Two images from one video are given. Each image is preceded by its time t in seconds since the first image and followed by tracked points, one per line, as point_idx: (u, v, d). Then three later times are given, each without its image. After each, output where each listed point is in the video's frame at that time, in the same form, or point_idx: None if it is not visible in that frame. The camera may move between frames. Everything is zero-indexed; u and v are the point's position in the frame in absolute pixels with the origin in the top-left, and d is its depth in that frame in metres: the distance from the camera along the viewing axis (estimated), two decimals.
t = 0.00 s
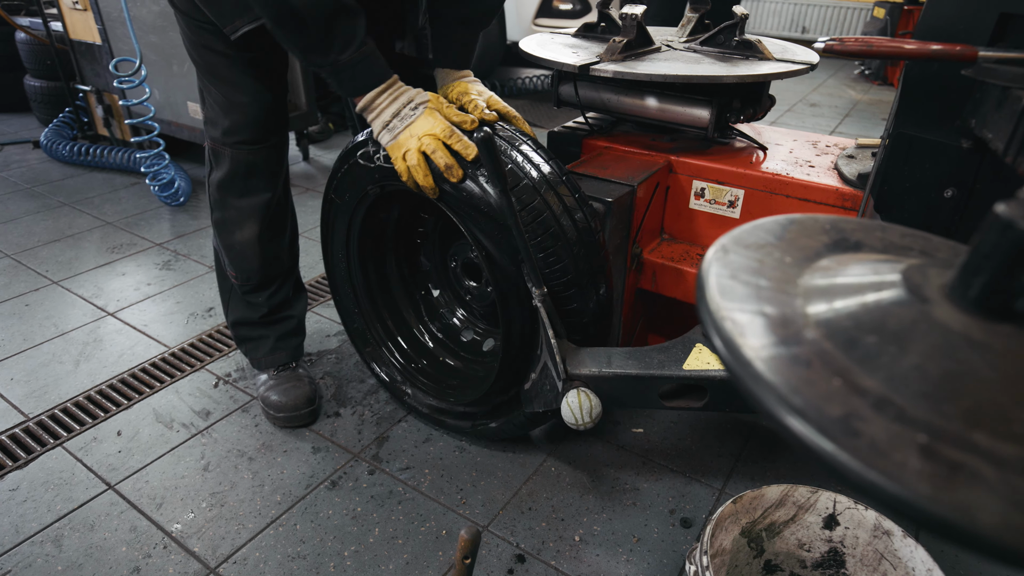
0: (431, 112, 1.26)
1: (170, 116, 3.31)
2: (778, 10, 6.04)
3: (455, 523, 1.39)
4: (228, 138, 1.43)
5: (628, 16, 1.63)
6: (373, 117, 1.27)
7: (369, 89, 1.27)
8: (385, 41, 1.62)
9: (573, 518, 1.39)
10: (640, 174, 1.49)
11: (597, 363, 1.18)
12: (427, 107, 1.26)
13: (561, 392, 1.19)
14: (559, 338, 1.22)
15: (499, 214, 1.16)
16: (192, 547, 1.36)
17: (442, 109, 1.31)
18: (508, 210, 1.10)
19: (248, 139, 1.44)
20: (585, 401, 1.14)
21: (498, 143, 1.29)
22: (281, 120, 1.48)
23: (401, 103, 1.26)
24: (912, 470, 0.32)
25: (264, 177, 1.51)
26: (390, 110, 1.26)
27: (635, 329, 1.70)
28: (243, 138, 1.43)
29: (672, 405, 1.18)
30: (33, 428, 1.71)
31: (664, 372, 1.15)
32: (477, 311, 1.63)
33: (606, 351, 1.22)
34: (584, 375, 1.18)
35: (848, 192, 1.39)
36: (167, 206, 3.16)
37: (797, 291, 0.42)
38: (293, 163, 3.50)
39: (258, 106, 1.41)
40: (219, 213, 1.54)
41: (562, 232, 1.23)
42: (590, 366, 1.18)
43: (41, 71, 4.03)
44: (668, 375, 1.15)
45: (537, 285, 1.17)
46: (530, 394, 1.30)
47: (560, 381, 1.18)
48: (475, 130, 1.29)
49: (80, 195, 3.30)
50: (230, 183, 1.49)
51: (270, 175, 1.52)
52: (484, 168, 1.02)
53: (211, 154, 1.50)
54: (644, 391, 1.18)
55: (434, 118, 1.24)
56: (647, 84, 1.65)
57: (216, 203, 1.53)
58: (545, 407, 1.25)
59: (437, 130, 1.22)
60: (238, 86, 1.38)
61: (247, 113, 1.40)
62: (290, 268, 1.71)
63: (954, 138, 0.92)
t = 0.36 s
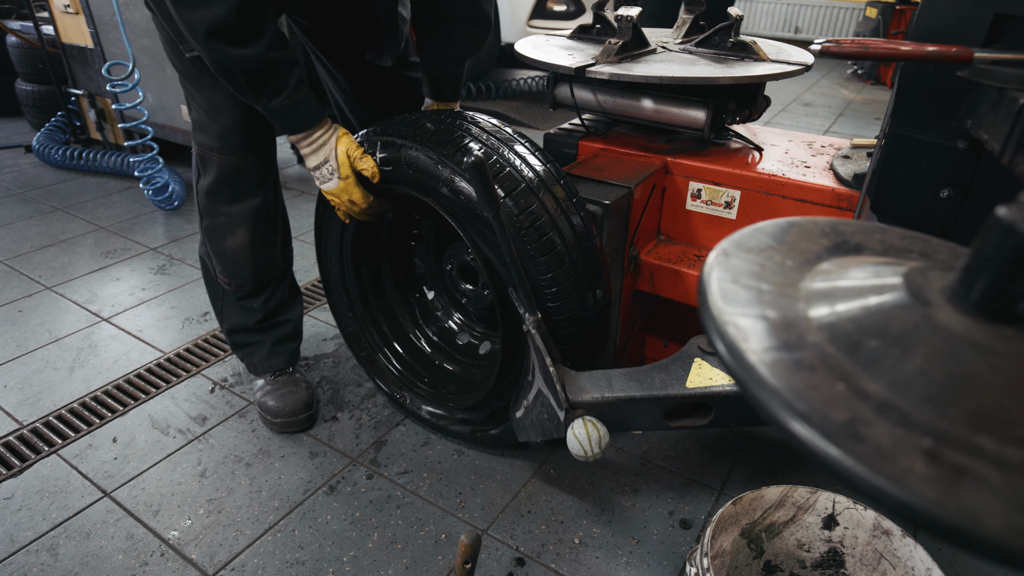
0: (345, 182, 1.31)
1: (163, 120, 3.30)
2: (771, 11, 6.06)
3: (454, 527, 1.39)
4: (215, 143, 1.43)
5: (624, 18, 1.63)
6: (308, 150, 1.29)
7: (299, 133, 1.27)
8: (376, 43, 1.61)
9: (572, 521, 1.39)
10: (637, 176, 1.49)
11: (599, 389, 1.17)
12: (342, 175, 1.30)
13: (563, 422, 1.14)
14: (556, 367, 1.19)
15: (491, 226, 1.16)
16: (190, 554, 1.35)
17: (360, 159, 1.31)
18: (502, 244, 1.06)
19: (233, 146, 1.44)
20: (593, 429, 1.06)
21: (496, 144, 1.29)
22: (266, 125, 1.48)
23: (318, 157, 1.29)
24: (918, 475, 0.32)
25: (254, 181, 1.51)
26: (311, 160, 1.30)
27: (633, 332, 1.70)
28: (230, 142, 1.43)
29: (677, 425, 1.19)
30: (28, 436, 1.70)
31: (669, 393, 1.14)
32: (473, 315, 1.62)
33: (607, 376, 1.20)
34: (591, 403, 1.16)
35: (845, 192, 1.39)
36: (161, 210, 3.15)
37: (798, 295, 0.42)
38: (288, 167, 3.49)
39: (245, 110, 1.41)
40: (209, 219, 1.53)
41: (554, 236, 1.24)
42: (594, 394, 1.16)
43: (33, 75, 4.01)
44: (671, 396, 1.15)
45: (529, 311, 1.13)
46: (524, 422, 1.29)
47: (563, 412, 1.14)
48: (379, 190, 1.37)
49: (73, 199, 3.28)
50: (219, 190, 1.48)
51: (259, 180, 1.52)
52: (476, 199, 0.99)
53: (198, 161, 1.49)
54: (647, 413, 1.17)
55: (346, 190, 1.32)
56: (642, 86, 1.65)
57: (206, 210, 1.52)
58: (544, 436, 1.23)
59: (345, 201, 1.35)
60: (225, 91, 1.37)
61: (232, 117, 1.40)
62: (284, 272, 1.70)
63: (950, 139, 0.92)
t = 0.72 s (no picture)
0: (376, 101, 1.16)
1: (155, 121, 3.28)
2: (762, 10, 6.09)
3: (453, 526, 1.39)
4: (208, 150, 1.42)
5: (618, 18, 1.64)
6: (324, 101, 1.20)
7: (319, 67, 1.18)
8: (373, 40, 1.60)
9: (571, 520, 1.40)
10: (632, 175, 1.50)
11: (605, 414, 1.19)
12: (377, 97, 1.16)
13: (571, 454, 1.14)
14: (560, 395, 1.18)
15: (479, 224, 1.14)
16: (187, 557, 1.34)
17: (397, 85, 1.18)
18: (494, 251, 1.05)
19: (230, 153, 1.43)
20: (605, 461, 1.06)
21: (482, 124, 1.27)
22: (257, 132, 1.48)
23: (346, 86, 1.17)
24: (920, 470, 0.32)
25: (247, 188, 1.50)
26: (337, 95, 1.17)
27: (629, 331, 1.71)
28: (225, 149, 1.42)
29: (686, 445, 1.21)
30: (22, 440, 1.69)
31: (678, 411, 1.16)
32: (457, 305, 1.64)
33: (611, 399, 1.22)
34: (598, 429, 1.17)
35: (839, 191, 1.40)
36: (153, 212, 3.14)
37: (797, 294, 0.42)
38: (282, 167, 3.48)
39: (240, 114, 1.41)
40: (204, 225, 1.52)
41: (543, 222, 1.23)
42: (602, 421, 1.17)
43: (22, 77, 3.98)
44: (680, 414, 1.17)
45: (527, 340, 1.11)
46: (520, 454, 1.27)
47: (570, 441, 1.12)
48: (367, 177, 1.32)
49: (64, 201, 3.26)
50: (214, 196, 1.48)
51: (255, 183, 1.52)
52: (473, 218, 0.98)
53: (191, 167, 1.48)
54: (655, 434, 1.19)
55: (379, 113, 1.15)
56: (637, 85, 1.66)
57: (201, 215, 1.51)
58: (546, 468, 1.21)
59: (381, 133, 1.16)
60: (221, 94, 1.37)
61: (224, 124, 1.40)
62: (280, 275, 1.71)
63: (943, 138, 0.94)
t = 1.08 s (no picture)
0: (432, 119, 1.25)
1: (152, 121, 3.28)
2: (758, 9, 6.11)
3: (455, 526, 1.40)
4: (219, 155, 1.42)
5: (616, 19, 1.65)
6: (371, 118, 1.25)
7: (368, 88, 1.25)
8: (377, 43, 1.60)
9: (572, 519, 1.40)
10: (631, 175, 1.51)
11: (610, 421, 1.18)
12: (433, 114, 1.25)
13: (578, 463, 1.14)
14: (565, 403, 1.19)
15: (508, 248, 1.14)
16: (189, 558, 1.35)
17: (446, 118, 1.30)
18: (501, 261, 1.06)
19: (240, 160, 1.44)
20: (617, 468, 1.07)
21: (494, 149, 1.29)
22: (270, 138, 1.48)
23: (400, 104, 1.25)
24: (927, 470, 0.33)
25: (256, 197, 1.51)
26: (388, 110, 1.24)
27: (629, 332, 1.72)
28: (233, 154, 1.42)
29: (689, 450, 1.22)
30: (22, 441, 1.69)
31: (683, 417, 1.17)
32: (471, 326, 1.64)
33: (616, 406, 1.22)
34: (604, 437, 1.17)
35: (836, 191, 1.41)
36: (151, 212, 3.13)
37: (803, 297, 0.43)
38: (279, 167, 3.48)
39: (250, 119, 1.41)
40: (210, 229, 1.52)
41: (558, 241, 1.24)
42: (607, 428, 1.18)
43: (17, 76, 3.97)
44: (686, 420, 1.18)
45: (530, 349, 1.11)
46: (523, 465, 1.28)
47: (576, 451, 1.13)
48: (376, 193, 1.33)
49: (61, 202, 3.25)
50: (219, 199, 1.48)
51: (262, 190, 1.52)
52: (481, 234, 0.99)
53: (200, 172, 1.48)
54: (660, 440, 1.20)
55: (435, 128, 1.23)
56: (636, 86, 1.67)
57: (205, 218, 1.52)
58: (551, 476, 1.22)
59: (438, 141, 1.20)
60: (224, 97, 1.37)
61: (235, 129, 1.40)
62: (286, 281, 1.72)
63: (940, 139, 0.94)
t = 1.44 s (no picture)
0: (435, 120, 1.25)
1: (150, 122, 3.27)
2: (753, 9, 6.12)
3: (456, 527, 1.40)
4: (222, 158, 1.42)
5: (616, 21, 1.65)
6: (375, 122, 1.26)
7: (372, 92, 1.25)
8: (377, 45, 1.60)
9: (573, 519, 1.41)
10: (631, 177, 1.51)
11: (602, 398, 1.19)
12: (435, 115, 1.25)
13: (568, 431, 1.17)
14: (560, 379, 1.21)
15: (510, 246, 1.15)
16: (191, 559, 1.35)
17: (448, 120, 1.31)
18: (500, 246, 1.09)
19: (243, 163, 1.44)
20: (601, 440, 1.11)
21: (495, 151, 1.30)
22: (273, 142, 1.49)
23: (404, 107, 1.25)
24: (939, 471, 0.34)
25: (258, 200, 1.51)
26: (392, 113, 1.25)
27: (628, 333, 1.72)
28: (236, 158, 1.42)
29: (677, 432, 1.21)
30: (21, 443, 1.69)
31: (672, 399, 1.17)
32: (471, 327, 1.64)
33: (610, 384, 1.23)
34: (595, 412, 1.19)
35: (834, 192, 1.42)
36: (148, 213, 3.12)
37: (811, 298, 0.43)
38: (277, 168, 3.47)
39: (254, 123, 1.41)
40: (212, 231, 1.52)
41: (560, 242, 1.24)
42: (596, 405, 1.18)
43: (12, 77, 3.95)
44: (676, 402, 1.18)
45: (529, 324, 1.16)
46: (524, 434, 1.29)
47: (568, 423, 1.16)
48: (379, 194, 1.33)
49: (58, 203, 3.24)
50: (222, 203, 1.49)
51: (264, 194, 1.52)
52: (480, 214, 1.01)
53: (203, 174, 1.48)
54: (649, 420, 1.20)
55: (438, 129, 1.23)
56: (636, 87, 1.68)
57: (208, 220, 1.52)
58: (547, 448, 1.24)
59: (440, 141, 1.21)
60: (226, 99, 1.38)
61: (239, 135, 1.40)
62: (286, 284, 1.73)
63: (938, 141, 0.95)
